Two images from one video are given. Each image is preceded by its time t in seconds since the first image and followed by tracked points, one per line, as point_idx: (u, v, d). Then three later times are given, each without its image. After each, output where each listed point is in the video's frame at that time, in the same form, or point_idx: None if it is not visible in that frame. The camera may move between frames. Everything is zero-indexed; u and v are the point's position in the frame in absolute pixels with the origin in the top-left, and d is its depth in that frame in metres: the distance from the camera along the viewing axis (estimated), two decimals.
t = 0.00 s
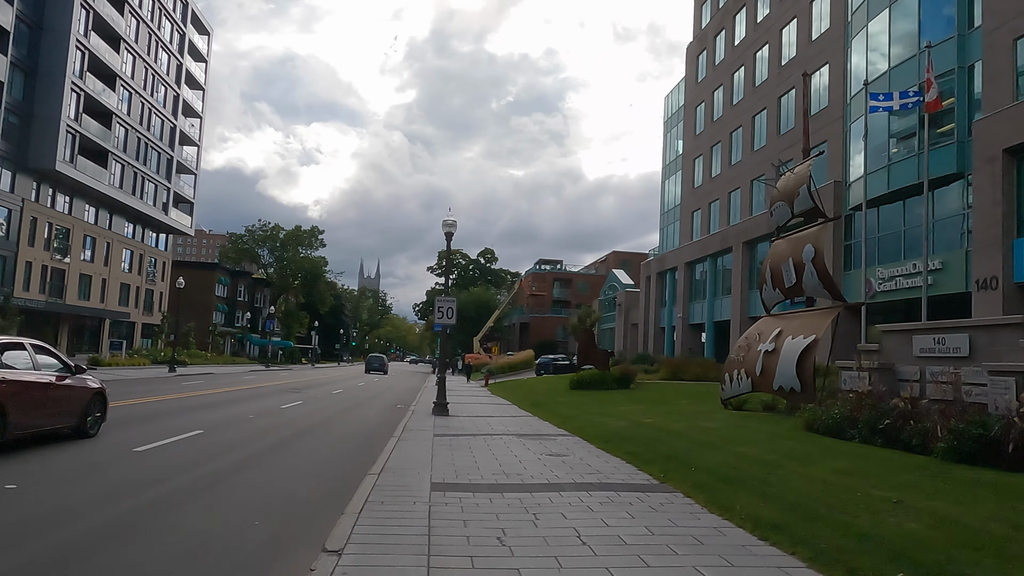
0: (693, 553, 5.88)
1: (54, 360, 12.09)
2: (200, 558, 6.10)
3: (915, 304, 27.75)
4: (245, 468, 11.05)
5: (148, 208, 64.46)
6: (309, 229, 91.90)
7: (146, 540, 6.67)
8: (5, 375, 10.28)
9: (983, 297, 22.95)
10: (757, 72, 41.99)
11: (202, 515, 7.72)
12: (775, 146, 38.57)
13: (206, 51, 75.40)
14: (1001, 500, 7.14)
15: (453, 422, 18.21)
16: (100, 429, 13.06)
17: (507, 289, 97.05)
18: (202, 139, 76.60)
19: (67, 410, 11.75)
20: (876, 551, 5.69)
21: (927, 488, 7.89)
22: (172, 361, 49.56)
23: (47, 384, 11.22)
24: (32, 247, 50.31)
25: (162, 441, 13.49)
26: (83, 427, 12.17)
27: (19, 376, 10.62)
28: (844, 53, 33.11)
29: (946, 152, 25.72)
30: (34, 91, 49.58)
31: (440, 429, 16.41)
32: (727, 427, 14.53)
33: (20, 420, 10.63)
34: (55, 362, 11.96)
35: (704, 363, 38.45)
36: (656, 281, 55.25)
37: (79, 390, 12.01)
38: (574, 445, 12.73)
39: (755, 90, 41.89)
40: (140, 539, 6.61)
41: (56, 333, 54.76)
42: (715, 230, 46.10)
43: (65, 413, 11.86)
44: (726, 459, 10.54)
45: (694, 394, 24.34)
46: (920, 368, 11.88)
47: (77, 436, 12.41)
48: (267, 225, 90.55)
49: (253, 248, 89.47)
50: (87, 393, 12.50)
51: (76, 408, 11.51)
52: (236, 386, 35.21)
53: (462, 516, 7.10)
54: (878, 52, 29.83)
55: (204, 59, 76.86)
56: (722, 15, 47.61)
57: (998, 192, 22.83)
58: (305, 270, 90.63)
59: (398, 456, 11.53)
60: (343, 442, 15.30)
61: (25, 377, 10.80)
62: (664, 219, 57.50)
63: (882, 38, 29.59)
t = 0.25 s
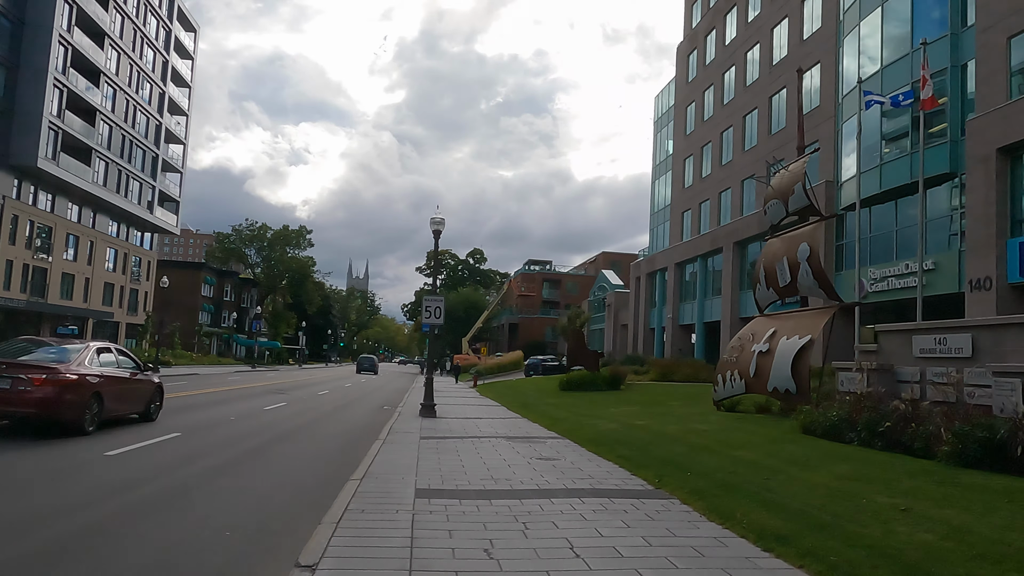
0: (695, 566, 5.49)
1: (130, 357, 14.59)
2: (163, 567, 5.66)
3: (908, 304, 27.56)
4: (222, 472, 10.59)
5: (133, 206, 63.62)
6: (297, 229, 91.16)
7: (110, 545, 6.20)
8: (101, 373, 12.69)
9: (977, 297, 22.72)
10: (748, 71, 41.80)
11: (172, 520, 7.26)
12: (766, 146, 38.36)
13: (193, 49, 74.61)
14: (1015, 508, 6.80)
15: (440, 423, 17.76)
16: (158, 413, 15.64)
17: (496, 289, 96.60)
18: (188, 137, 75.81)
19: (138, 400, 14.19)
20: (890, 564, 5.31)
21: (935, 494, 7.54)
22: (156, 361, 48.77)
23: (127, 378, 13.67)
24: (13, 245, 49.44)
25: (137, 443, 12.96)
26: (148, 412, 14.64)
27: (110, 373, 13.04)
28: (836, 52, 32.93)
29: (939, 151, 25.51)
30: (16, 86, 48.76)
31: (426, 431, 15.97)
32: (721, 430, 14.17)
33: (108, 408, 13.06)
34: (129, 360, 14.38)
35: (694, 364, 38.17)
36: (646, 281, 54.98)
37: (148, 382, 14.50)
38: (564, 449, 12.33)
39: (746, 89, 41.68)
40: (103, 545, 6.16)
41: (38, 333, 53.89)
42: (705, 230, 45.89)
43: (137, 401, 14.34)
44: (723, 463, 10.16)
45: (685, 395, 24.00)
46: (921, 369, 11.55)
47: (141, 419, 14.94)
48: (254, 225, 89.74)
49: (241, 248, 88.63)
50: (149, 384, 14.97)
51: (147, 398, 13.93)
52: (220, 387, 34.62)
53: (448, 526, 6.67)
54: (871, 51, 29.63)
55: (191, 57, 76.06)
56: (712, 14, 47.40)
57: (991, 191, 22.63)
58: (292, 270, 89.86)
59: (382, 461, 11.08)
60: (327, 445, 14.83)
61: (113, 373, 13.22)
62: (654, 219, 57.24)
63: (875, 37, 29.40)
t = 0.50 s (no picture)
0: None
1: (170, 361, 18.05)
2: None
3: (900, 305, 27.38)
4: (199, 480, 10.12)
5: (117, 206, 62.76)
6: (285, 229, 90.36)
7: (69, 566, 5.75)
8: (152, 372, 16.15)
9: (971, 298, 22.49)
10: (739, 71, 41.59)
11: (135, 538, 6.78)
12: (758, 146, 38.13)
13: (179, 46, 73.76)
14: None
15: (428, 427, 17.31)
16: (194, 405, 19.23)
17: (485, 291, 96.11)
18: (174, 136, 74.95)
19: (179, 394, 17.58)
20: None
21: (948, 505, 7.17)
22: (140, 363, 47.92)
23: (171, 377, 17.04)
24: None
25: (109, 448, 12.42)
26: (185, 405, 18.24)
27: (160, 372, 16.47)
28: (828, 52, 32.70)
29: (932, 152, 25.26)
30: None
31: (413, 435, 15.52)
32: (716, 433, 13.79)
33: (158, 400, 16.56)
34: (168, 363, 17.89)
35: (685, 366, 37.86)
36: (636, 283, 54.70)
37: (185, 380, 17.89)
38: (555, 454, 11.91)
39: (737, 89, 41.46)
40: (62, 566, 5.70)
41: (19, 334, 53.01)
42: (696, 231, 45.64)
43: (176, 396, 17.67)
44: (720, 469, 9.78)
45: (677, 397, 23.64)
46: (922, 372, 11.20)
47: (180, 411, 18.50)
48: (242, 225, 88.89)
49: (228, 248, 87.76)
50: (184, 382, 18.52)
51: (186, 391, 17.48)
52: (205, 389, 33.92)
53: (431, 543, 6.24)
54: (864, 51, 29.40)
55: (177, 54, 75.19)
56: (703, 14, 47.19)
57: (986, 192, 22.42)
58: (280, 271, 89.12)
59: (365, 467, 10.64)
60: (309, 450, 14.35)
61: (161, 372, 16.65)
62: (645, 220, 56.97)
63: (868, 36, 29.17)
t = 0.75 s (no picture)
0: None
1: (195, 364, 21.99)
2: None
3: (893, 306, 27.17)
4: (176, 487, 9.64)
5: (101, 204, 61.88)
6: (273, 229, 89.60)
7: None
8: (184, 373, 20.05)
9: (966, 299, 22.24)
10: (730, 71, 41.36)
11: (99, 553, 6.29)
12: (750, 146, 37.89)
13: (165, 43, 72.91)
14: None
15: (416, 430, 16.85)
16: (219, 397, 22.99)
17: (474, 291, 95.67)
18: (160, 134, 74.08)
19: (204, 391, 21.42)
20: None
21: (964, 515, 6.79)
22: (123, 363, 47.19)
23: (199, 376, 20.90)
24: None
25: (82, 453, 11.90)
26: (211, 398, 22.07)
27: (190, 372, 20.34)
28: (821, 51, 32.47)
29: (926, 152, 25.03)
30: None
31: (400, 438, 15.06)
32: (713, 437, 13.41)
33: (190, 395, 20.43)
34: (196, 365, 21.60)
35: (676, 367, 37.51)
36: (626, 283, 54.40)
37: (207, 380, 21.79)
38: (548, 459, 11.49)
39: (729, 89, 41.23)
40: None
41: (0, 334, 52.11)
42: (687, 231, 45.37)
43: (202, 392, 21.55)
44: (720, 476, 9.38)
45: (670, 399, 23.28)
46: (926, 374, 10.86)
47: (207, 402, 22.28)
48: (229, 224, 88.04)
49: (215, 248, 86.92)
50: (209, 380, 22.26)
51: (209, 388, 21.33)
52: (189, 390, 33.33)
53: (419, 558, 5.78)
54: (857, 50, 29.19)
55: (163, 51, 74.33)
56: (695, 14, 46.95)
57: (981, 192, 22.20)
58: (267, 271, 88.35)
59: (350, 474, 10.17)
60: (294, 453, 13.87)
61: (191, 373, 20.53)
62: (635, 221, 56.71)
63: (861, 36, 28.96)
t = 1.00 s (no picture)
0: None
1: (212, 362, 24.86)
2: None
3: (884, 306, 27.01)
4: (152, 494, 9.17)
5: (83, 202, 60.93)
6: (259, 228, 88.75)
7: None
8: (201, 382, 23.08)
9: (959, 299, 22.02)
10: (721, 70, 41.17)
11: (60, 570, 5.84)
12: (740, 145, 37.70)
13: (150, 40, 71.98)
14: None
15: (403, 432, 16.42)
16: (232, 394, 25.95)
17: (462, 291, 95.18)
18: (144, 131, 73.14)
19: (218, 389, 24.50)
20: None
21: (983, 523, 6.45)
22: (105, 363, 46.42)
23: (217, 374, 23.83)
24: None
25: (54, 458, 11.41)
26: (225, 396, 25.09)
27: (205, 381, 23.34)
28: (812, 49, 32.30)
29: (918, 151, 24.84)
30: None
31: (388, 441, 14.62)
32: (709, 439, 13.06)
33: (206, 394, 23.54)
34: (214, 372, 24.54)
35: (667, 367, 37.18)
36: (616, 284, 54.14)
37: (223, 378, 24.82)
38: (541, 463, 11.08)
39: (719, 88, 41.03)
40: None
41: None
42: (676, 231, 45.15)
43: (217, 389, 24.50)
44: (721, 481, 9.03)
45: (661, 400, 22.96)
46: (930, 376, 10.55)
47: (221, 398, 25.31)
48: (214, 223, 87.13)
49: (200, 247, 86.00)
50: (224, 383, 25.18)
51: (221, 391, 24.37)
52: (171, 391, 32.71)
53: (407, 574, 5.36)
54: (849, 49, 29.01)
55: (147, 48, 73.38)
56: (685, 12, 46.76)
57: (974, 191, 22.02)
58: (253, 271, 87.52)
59: (335, 479, 9.75)
60: (277, 454, 13.41)
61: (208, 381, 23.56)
62: (625, 221, 56.46)
63: (853, 34, 28.77)
